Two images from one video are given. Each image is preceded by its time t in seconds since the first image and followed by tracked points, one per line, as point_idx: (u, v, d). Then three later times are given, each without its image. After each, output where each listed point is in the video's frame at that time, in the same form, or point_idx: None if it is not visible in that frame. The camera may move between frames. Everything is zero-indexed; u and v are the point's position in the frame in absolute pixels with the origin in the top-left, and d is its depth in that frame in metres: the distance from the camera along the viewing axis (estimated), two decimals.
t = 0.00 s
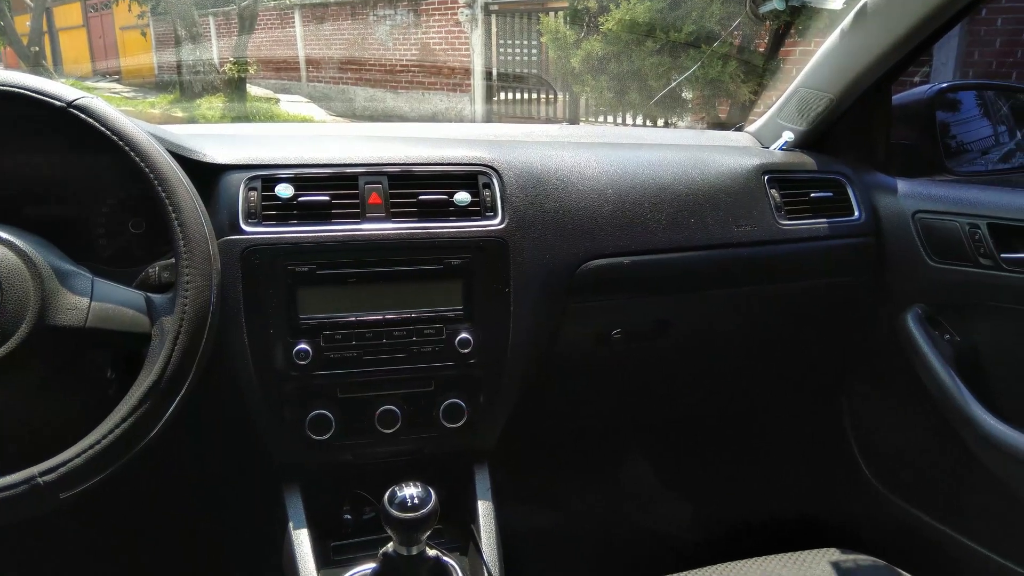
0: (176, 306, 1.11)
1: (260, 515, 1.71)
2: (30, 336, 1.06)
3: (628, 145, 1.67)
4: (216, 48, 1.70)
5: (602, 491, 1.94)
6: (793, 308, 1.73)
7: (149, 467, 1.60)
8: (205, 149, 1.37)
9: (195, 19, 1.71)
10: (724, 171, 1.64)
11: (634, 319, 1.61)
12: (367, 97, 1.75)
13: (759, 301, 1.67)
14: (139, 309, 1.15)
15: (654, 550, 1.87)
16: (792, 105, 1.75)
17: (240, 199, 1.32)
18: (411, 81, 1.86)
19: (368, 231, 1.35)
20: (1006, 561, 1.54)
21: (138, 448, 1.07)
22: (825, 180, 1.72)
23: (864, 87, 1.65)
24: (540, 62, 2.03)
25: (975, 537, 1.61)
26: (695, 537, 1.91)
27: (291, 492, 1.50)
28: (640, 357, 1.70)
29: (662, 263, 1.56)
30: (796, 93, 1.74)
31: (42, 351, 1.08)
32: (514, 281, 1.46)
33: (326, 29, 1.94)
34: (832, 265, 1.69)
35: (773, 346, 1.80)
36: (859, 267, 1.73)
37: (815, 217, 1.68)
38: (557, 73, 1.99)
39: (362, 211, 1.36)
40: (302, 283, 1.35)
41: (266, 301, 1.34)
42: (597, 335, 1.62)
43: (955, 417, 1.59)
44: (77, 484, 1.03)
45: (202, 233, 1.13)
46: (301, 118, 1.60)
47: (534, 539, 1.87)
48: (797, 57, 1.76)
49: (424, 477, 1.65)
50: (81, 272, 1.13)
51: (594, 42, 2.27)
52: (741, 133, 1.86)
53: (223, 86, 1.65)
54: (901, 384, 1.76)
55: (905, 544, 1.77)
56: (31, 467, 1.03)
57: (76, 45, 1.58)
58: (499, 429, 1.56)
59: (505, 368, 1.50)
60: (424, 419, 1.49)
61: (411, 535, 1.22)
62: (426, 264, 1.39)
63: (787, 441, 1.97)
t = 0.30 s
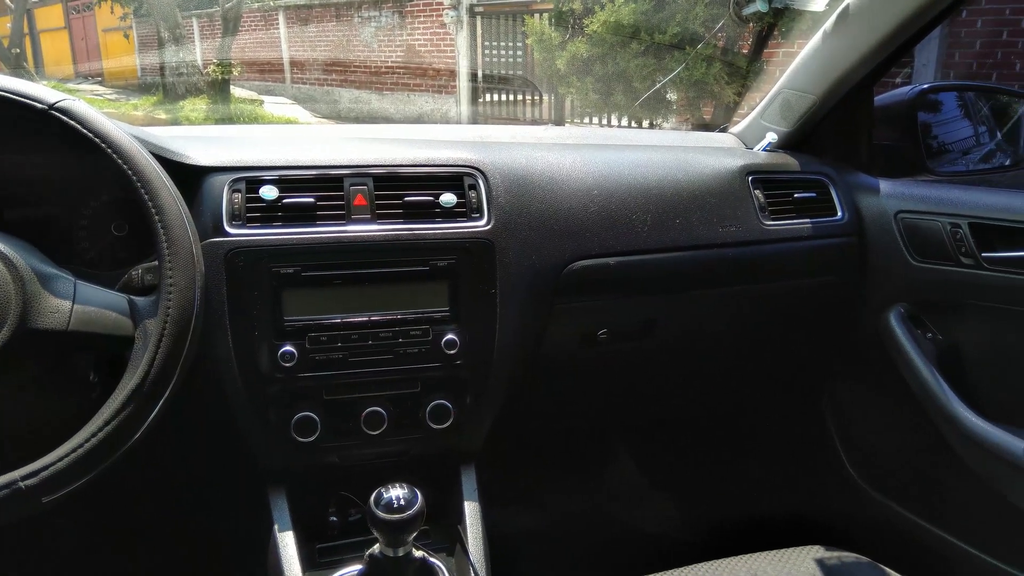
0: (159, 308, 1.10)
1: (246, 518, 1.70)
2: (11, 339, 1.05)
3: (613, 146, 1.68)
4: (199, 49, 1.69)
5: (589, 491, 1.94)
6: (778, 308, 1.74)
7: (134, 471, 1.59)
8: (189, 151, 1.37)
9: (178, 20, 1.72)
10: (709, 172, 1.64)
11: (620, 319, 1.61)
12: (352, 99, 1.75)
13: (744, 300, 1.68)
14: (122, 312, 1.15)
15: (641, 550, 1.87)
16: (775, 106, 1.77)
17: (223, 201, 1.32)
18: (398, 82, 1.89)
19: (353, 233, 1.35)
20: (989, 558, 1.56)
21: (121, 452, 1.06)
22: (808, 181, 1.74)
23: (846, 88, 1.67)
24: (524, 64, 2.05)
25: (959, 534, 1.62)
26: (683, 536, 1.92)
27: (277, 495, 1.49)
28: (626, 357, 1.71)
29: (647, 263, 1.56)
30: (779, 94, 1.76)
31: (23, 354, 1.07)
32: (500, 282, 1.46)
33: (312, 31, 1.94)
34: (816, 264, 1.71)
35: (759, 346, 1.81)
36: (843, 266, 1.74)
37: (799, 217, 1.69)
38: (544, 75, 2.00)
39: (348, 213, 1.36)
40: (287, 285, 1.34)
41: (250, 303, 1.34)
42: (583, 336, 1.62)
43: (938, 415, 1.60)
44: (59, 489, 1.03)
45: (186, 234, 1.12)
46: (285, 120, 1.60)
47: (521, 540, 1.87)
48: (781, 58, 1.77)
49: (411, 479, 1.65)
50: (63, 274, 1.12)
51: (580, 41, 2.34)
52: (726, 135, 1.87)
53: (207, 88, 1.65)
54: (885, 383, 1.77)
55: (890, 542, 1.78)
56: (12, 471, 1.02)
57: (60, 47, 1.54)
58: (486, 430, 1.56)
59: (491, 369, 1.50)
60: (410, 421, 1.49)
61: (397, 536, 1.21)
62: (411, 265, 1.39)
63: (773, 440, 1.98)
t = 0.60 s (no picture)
0: (145, 308, 1.10)
1: (234, 518, 1.69)
2: None
3: (601, 144, 1.68)
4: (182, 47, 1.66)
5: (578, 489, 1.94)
6: (765, 305, 1.75)
7: (121, 472, 1.58)
8: (175, 149, 1.36)
9: (163, 17, 1.65)
10: (697, 170, 1.65)
11: (608, 317, 1.62)
12: (339, 96, 1.76)
13: (732, 298, 1.69)
14: (107, 312, 1.14)
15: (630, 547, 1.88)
16: (762, 105, 1.78)
17: (210, 199, 1.31)
18: (384, 80, 1.84)
19: (341, 231, 1.34)
20: (974, 552, 1.57)
21: (107, 453, 1.05)
22: (794, 179, 1.75)
23: (832, 86, 1.68)
24: (512, 61, 2.02)
25: (944, 529, 1.64)
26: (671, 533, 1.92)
27: (265, 495, 1.49)
28: (614, 354, 1.71)
29: (635, 261, 1.57)
30: (765, 93, 1.77)
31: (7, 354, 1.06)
32: (488, 280, 1.46)
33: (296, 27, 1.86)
34: (802, 262, 1.72)
35: (746, 343, 1.82)
36: (829, 264, 1.75)
37: (785, 215, 1.70)
38: (531, 72, 2.01)
39: (335, 211, 1.35)
40: (273, 284, 1.33)
41: (237, 303, 1.33)
42: (572, 333, 1.62)
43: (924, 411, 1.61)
44: (45, 490, 1.02)
45: (172, 233, 1.12)
46: (272, 118, 1.61)
47: (511, 538, 1.87)
48: (766, 56, 1.80)
49: (400, 478, 1.64)
50: (48, 274, 1.11)
51: (566, 42, 2.25)
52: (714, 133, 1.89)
53: (193, 85, 1.65)
54: (871, 379, 1.79)
55: (876, 536, 1.80)
56: None
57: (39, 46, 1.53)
58: (475, 428, 1.56)
59: (480, 367, 1.50)
60: (399, 419, 1.48)
61: (386, 536, 1.21)
62: (400, 264, 1.39)
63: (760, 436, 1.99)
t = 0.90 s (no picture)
0: (139, 306, 1.09)
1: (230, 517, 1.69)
2: None
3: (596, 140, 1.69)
4: (176, 44, 1.68)
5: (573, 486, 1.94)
6: (759, 301, 1.75)
7: (116, 471, 1.57)
8: (167, 147, 1.35)
9: (156, 15, 1.67)
10: (691, 166, 1.65)
11: (603, 313, 1.62)
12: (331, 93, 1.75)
13: (726, 294, 1.69)
14: (102, 311, 1.13)
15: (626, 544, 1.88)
16: (755, 101, 1.78)
17: (203, 197, 1.31)
18: (378, 77, 1.85)
19: (335, 229, 1.34)
20: (969, 546, 1.58)
21: (102, 452, 1.05)
22: (788, 175, 1.75)
23: (825, 83, 1.68)
24: (506, 57, 2.08)
25: (939, 523, 1.64)
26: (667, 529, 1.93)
27: (261, 493, 1.48)
28: (609, 350, 1.72)
29: (630, 258, 1.57)
30: (758, 89, 1.77)
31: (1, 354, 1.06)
32: (483, 277, 1.46)
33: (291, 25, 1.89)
34: (796, 258, 1.72)
35: (740, 339, 1.82)
36: (823, 260, 1.76)
37: (780, 211, 1.70)
38: (524, 70, 2.05)
39: (329, 209, 1.35)
40: (268, 282, 1.33)
41: (232, 301, 1.33)
42: (567, 330, 1.62)
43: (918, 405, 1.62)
44: (40, 489, 1.01)
45: (166, 231, 1.11)
46: (264, 116, 1.59)
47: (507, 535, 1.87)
48: (760, 53, 1.78)
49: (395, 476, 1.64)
50: (42, 272, 1.10)
51: (561, 37, 2.35)
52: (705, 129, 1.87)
53: (185, 84, 1.64)
54: (865, 374, 1.79)
55: (871, 531, 1.80)
56: None
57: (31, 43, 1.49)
58: (470, 426, 1.56)
59: (475, 364, 1.50)
60: (395, 417, 1.48)
61: (383, 532, 1.21)
62: (395, 261, 1.38)
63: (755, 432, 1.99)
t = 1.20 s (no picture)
0: (126, 305, 1.09)
1: (220, 514, 1.68)
2: None
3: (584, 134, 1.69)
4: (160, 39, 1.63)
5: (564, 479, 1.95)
6: (747, 293, 1.76)
7: (104, 470, 1.56)
8: (154, 143, 1.34)
9: (140, 10, 1.62)
10: (680, 159, 1.66)
11: (593, 307, 1.62)
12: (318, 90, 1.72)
13: (715, 286, 1.70)
14: (88, 309, 1.12)
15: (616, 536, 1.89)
16: (742, 94, 1.78)
17: (190, 194, 1.30)
18: (367, 72, 1.86)
19: (324, 225, 1.33)
20: (956, 534, 1.60)
21: (91, 452, 1.05)
22: (776, 168, 1.76)
23: (812, 75, 1.69)
24: (494, 51, 2.10)
25: (926, 512, 1.66)
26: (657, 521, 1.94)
27: (252, 490, 1.48)
28: (599, 344, 1.72)
29: (619, 252, 1.57)
30: (746, 82, 1.77)
31: None
32: (473, 272, 1.46)
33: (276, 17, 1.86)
34: (784, 251, 1.73)
35: (729, 332, 1.83)
36: (811, 252, 1.76)
37: (768, 203, 1.71)
38: (512, 63, 2.07)
39: (318, 204, 1.34)
40: (256, 280, 1.32)
41: (221, 299, 1.32)
42: (557, 324, 1.63)
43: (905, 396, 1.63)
44: (29, 489, 1.01)
45: (153, 229, 1.11)
46: (250, 112, 1.60)
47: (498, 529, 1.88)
48: (747, 45, 1.80)
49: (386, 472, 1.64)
50: (27, 270, 1.09)
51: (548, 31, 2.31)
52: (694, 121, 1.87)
53: (171, 79, 1.62)
54: (853, 365, 1.81)
55: (859, 521, 1.82)
56: None
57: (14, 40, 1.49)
58: (461, 421, 1.56)
59: (465, 360, 1.50)
60: (385, 413, 1.48)
61: (375, 529, 1.21)
62: (384, 257, 1.38)
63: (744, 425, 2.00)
